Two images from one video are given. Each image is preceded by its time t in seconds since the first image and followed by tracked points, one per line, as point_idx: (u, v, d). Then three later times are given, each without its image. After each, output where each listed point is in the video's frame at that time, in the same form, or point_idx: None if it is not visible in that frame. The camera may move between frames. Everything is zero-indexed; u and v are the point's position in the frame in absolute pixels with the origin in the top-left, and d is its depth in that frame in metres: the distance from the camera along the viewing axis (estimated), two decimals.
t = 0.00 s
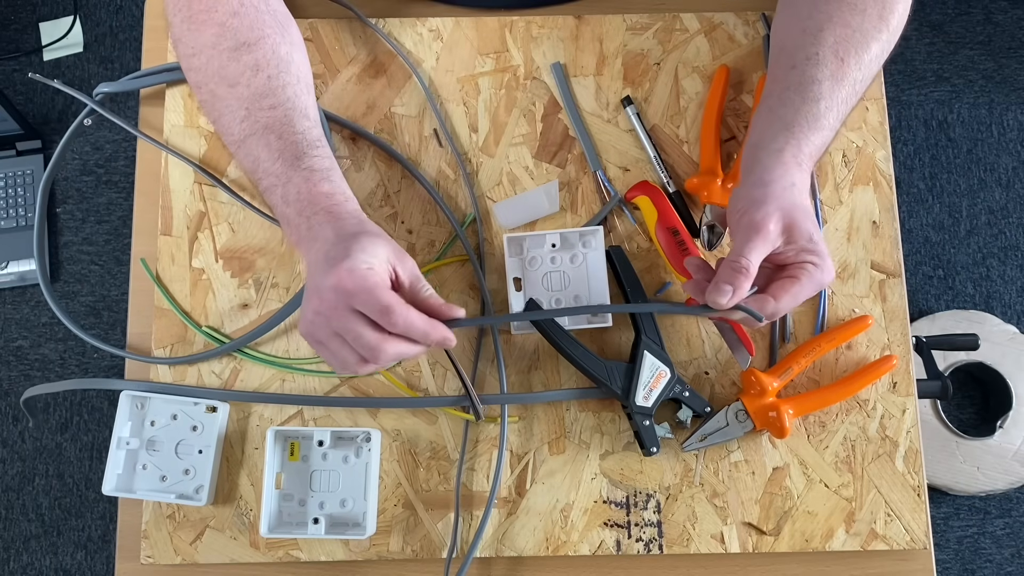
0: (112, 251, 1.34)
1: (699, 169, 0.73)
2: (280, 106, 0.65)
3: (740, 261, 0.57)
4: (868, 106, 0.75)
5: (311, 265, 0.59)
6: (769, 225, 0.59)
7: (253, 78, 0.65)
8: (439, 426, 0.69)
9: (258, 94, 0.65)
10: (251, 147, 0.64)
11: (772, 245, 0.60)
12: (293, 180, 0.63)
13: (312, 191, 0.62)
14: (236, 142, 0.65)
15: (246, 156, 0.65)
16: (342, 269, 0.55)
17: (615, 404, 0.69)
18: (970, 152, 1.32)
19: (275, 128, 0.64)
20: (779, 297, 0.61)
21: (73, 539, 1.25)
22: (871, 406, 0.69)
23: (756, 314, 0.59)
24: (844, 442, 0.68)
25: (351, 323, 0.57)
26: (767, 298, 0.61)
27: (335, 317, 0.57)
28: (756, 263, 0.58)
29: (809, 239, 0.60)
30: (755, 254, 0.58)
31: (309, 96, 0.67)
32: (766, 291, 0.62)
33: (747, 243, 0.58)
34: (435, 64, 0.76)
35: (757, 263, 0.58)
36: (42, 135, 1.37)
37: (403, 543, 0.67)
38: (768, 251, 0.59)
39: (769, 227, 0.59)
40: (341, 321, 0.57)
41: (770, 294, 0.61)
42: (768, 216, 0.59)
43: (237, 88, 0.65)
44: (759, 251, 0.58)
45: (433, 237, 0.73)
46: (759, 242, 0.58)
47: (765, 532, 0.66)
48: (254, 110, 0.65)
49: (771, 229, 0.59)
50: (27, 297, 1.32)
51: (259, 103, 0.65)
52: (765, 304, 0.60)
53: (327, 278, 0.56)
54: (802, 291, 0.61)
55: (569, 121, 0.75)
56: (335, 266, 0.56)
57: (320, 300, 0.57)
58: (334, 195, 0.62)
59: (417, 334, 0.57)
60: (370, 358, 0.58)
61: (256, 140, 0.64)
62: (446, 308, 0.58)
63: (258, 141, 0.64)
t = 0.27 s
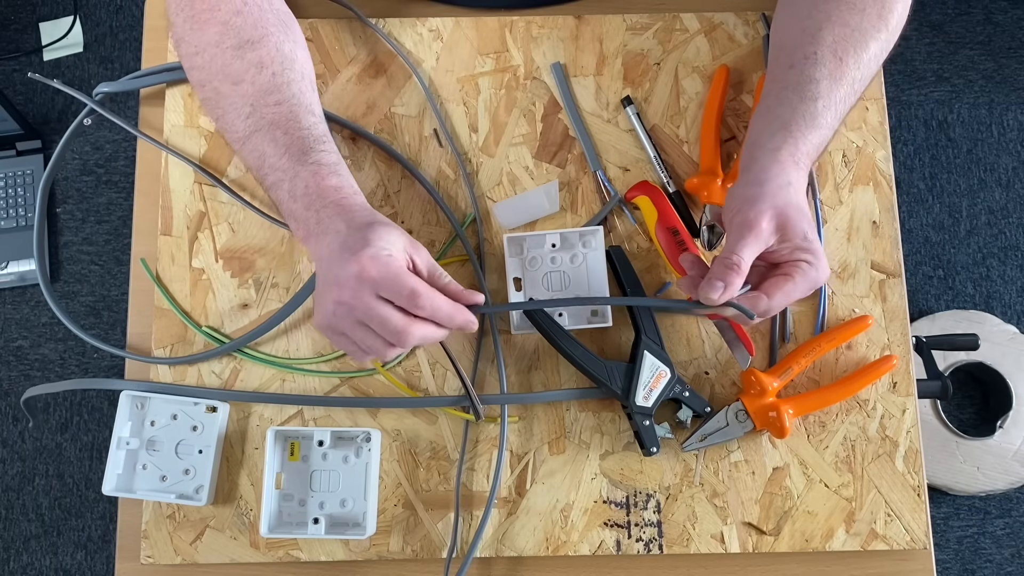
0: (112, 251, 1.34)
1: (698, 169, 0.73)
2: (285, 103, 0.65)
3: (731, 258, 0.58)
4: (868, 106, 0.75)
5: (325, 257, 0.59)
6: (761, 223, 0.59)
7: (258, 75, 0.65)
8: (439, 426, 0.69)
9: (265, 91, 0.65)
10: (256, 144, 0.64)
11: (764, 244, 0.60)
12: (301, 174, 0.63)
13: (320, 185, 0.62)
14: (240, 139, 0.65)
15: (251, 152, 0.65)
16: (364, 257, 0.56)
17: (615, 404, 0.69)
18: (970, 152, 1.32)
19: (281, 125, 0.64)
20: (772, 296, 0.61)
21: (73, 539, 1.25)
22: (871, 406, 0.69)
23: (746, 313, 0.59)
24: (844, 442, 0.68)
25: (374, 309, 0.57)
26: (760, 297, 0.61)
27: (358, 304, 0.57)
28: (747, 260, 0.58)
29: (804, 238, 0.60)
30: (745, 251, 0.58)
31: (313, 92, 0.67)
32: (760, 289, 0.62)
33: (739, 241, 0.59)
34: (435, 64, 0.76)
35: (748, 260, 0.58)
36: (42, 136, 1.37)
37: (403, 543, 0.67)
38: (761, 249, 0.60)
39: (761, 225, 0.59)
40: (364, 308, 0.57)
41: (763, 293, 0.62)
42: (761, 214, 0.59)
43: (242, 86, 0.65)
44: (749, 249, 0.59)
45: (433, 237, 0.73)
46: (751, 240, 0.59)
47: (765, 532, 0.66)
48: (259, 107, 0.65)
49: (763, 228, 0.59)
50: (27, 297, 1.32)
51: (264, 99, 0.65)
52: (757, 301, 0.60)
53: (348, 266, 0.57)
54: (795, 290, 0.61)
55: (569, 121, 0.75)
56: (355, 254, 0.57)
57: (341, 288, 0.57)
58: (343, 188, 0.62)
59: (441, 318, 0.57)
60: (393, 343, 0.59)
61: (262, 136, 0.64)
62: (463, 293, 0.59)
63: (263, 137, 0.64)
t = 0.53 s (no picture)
0: (112, 251, 1.34)
1: (699, 169, 0.73)
2: (282, 105, 0.65)
3: (748, 260, 0.57)
4: (868, 106, 0.75)
5: (316, 262, 0.59)
6: (771, 222, 0.59)
7: (254, 78, 0.65)
8: (439, 426, 0.69)
9: (261, 93, 0.65)
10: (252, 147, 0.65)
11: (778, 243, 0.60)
12: (295, 178, 0.63)
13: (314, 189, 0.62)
14: (237, 142, 0.65)
15: (247, 155, 0.65)
16: (350, 262, 0.56)
17: (616, 404, 0.69)
18: (970, 152, 1.32)
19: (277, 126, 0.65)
20: (795, 293, 0.60)
21: (73, 539, 1.25)
22: (871, 406, 0.69)
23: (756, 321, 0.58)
24: (844, 442, 0.68)
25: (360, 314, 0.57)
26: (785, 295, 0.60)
27: (344, 309, 0.57)
28: (764, 259, 0.57)
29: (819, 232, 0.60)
30: (760, 251, 0.58)
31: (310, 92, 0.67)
32: (781, 289, 0.61)
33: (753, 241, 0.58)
34: (435, 64, 0.76)
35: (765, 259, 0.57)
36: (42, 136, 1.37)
37: (403, 543, 0.67)
38: (776, 248, 0.59)
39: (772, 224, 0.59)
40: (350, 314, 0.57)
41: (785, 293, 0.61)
42: (769, 212, 0.59)
43: (238, 88, 0.65)
44: (765, 247, 0.58)
45: (433, 237, 0.73)
46: (764, 240, 0.58)
47: (765, 532, 0.66)
48: (255, 110, 0.65)
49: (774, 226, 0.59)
50: (27, 297, 1.32)
51: (260, 102, 0.65)
52: (782, 301, 0.59)
53: (334, 272, 0.57)
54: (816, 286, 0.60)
55: (569, 121, 0.75)
56: (342, 260, 0.57)
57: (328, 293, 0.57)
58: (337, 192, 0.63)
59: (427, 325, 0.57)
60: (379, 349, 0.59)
61: (258, 139, 0.64)
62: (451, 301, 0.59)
63: (260, 140, 0.65)
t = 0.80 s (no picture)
0: (112, 251, 1.34)
1: (699, 169, 0.73)
2: (280, 105, 0.65)
3: (746, 261, 0.57)
4: (868, 106, 0.75)
5: (313, 262, 0.59)
6: (770, 224, 0.59)
7: (253, 78, 0.65)
8: (439, 426, 0.69)
9: (259, 93, 0.65)
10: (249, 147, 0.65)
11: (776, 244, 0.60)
12: (293, 178, 0.63)
13: (311, 190, 0.62)
14: (236, 142, 0.65)
15: (246, 155, 0.65)
16: (346, 263, 0.56)
17: (616, 404, 0.69)
18: (970, 152, 1.32)
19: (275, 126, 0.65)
20: (794, 291, 0.59)
21: (73, 539, 1.25)
22: (871, 406, 0.69)
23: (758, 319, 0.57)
24: (844, 442, 0.68)
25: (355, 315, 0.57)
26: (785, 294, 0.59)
27: (340, 309, 0.57)
28: (762, 260, 0.57)
29: (817, 233, 0.60)
30: (758, 252, 0.58)
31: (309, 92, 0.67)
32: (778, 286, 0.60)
33: (752, 243, 0.58)
34: (435, 64, 0.76)
35: (763, 260, 0.57)
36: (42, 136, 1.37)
37: (403, 543, 0.67)
38: (774, 249, 0.59)
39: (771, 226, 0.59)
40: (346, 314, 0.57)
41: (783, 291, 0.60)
42: (768, 215, 0.59)
43: (237, 87, 0.65)
44: (763, 248, 0.58)
45: (433, 237, 0.73)
46: (763, 241, 0.58)
47: (765, 532, 0.66)
48: (254, 110, 0.65)
49: (773, 227, 0.59)
50: (27, 297, 1.32)
51: (259, 102, 0.65)
52: (779, 298, 0.59)
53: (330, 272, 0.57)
54: (816, 285, 0.60)
55: (568, 121, 0.75)
56: (338, 260, 0.57)
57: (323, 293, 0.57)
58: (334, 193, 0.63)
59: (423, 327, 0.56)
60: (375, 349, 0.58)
61: (257, 139, 0.64)
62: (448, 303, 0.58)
63: (258, 140, 0.65)
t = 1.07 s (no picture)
0: (112, 251, 1.34)
1: (699, 169, 0.73)
2: (280, 105, 0.65)
3: (745, 259, 0.57)
4: (868, 106, 0.75)
5: (311, 262, 0.59)
6: (769, 223, 0.59)
7: (252, 78, 0.65)
8: (439, 426, 0.69)
9: (258, 93, 0.65)
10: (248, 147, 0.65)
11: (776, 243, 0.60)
12: (291, 178, 0.63)
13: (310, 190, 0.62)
14: (235, 141, 0.65)
15: (245, 155, 0.65)
16: (343, 263, 0.56)
17: (615, 404, 0.69)
18: (970, 152, 1.32)
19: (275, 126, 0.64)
20: (792, 290, 0.59)
21: (73, 539, 1.25)
22: (871, 406, 0.69)
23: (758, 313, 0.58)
24: (844, 442, 0.68)
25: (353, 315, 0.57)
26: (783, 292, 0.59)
27: (337, 309, 0.57)
28: (761, 259, 0.57)
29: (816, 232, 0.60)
30: (757, 251, 0.58)
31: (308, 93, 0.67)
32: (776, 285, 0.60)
33: (751, 241, 0.58)
34: (435, 64, 0.76)
35: (762, 259, 0.57)
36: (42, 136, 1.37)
37: (403, 543, 0.67)
38: (773, 249, 0.59)
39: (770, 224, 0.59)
40: (343, 314, 0.57)
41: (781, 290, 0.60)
42: (768, 214, 0.59)
43: (237, 87, 0.65)
44: (762, 247, 0.58)
45: (433, 237, 0.73)
46: (762, 240, 0.58)
47: (765, 532, 0.66)
48: (253, 110, 0.65)
49: (773, 226, 0.59)
50: (27, 297, 1.32)
51: (258, 102, 0.65)
52: (776, 297, 0.58)
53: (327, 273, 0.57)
54: (814, 285, 0.60)
55: (568, 121, 0.75)
56: (335, 261, 0.57)
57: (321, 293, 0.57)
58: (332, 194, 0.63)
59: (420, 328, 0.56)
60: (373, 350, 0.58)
61: (256, 139, 0.64)
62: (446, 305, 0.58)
63: (257, 140, 0.65)
